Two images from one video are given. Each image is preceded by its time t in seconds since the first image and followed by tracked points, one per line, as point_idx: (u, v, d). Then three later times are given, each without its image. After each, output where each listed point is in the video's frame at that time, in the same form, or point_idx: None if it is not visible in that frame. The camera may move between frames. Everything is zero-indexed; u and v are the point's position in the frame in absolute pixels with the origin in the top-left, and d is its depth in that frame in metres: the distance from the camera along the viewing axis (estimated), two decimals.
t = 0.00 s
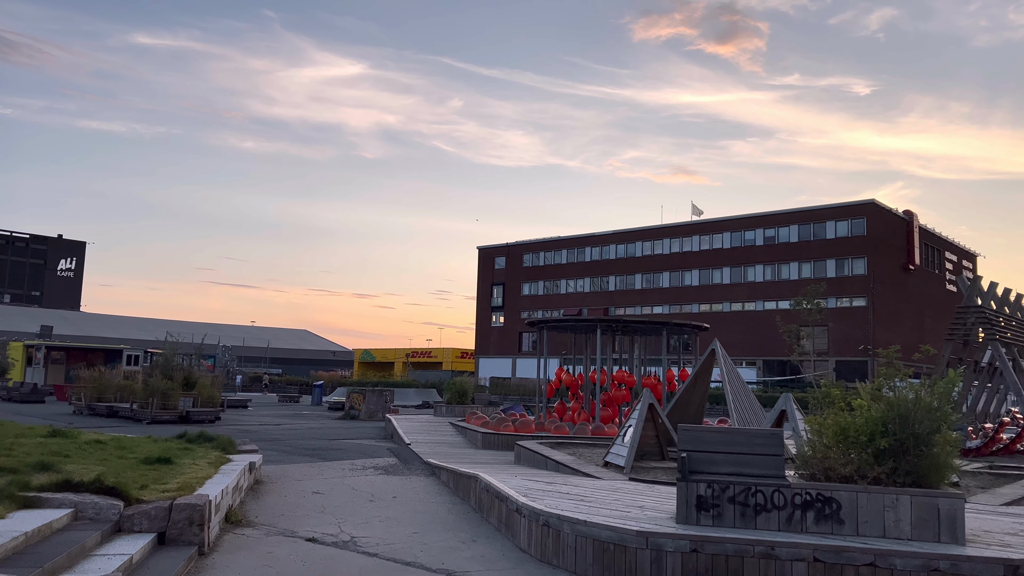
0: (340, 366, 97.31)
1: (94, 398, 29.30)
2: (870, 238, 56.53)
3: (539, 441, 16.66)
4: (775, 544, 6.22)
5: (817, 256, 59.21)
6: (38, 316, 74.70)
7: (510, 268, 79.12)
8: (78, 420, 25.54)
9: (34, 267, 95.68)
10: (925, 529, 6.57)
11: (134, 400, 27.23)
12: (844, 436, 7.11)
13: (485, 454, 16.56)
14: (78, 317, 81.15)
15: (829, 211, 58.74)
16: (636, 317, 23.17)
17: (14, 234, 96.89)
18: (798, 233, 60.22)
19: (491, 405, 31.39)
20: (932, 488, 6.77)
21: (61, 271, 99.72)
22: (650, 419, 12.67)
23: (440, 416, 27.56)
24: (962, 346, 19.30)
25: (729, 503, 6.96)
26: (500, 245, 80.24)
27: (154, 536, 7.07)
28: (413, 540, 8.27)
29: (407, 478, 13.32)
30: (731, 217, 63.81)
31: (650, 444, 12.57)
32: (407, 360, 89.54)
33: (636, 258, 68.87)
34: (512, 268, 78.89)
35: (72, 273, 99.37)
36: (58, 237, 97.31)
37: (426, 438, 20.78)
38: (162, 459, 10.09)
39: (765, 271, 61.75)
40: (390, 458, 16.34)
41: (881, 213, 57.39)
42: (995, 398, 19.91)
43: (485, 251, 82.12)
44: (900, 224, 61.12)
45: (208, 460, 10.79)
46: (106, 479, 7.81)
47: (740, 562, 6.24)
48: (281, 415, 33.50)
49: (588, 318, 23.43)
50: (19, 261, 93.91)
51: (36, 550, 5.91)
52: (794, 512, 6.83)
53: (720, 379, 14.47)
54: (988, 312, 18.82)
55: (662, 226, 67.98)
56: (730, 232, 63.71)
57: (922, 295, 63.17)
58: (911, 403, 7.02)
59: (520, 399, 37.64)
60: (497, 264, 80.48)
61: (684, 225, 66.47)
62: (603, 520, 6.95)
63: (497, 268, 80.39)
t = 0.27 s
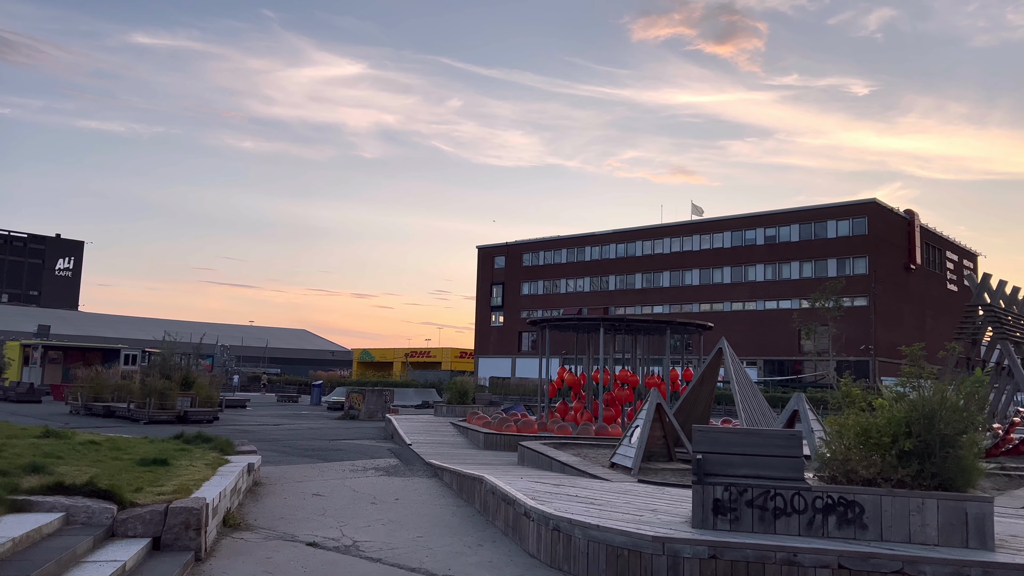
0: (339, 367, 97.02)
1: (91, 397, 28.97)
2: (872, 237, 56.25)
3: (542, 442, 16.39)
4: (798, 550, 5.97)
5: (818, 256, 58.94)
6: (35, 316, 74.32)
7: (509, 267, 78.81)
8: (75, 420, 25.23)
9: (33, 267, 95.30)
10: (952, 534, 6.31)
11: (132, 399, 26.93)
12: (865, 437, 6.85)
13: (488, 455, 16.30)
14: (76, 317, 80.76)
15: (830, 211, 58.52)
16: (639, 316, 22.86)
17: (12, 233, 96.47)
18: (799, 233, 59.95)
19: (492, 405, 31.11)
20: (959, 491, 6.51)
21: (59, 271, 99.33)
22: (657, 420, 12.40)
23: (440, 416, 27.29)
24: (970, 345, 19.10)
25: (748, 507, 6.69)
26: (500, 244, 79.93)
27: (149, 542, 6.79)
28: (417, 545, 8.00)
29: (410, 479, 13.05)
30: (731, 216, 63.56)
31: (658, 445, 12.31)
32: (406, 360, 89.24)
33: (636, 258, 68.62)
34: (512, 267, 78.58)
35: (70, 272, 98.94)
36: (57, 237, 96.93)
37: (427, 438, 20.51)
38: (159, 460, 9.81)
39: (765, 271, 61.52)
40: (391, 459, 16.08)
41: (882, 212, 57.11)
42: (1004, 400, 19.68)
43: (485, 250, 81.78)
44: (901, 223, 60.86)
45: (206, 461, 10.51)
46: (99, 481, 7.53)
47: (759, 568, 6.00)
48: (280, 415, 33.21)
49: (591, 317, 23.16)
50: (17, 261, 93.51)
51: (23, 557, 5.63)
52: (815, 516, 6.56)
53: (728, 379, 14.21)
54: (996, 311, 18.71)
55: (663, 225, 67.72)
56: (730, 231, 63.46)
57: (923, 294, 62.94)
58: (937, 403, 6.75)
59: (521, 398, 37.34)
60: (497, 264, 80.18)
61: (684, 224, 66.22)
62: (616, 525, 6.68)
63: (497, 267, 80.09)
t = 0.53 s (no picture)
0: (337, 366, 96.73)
1: (88, 397, 28.68)
2: (873, 236, 56.00)
3: (546, 442, 16.12)
4: (823, 557, 5.69)
5: (819, 255, 58.65)
6: (33, 315, 73.99)
7: (509, 267, 78.55)
8: (71, 420, 24.93)
9: (30, 266, 94.92)
10: (983, 540, 6.03)
11: (129, 399, 26.65)
12: (890, 438, 6.57)
13: (490, 456, 16.03)
14: (74, 316, 80.37)
15: (831, 210, 58.26)
16: (643, 315, 22.59)
17: (10, 232, 96.08)
18: (800, 232, 59.67)
19: (493, 405, 30.87)
20: (988, 495, 6.23)
21: (57, 270, 98.97)
22: (665, 420, 12.11)
23: (441, 416, 27.01)
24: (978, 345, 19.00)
25: (768, 512, 6.42)
26: (499, 243, 79.66)
27: (143, 547, 6.50)
28: (422, 550, 7.72)
29: (412, 480, 12.77)
30: (731, 215, 63.31)
31: (666, 445, 12.03)
32: (404, 360, 88.94)
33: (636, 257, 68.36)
34: (511, 267, 78.32)
35: (68, 272, 98.55)
36: (54, 236, 96.62)
37: (428, 438, 20.23)
38: (154, 461, 9.51)
39: (766, 270, 61.27)
40: (393, 459, 15.81)
41: (883, 211, 56.84)
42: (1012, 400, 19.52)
43: (484, 250, 81.50)
44: (902, 222, 60.59)
45: (203, 462, 10.24)
46: (91, 484, 7.24)
47: None
48: (279, 415, 32.91)
49: (594, 316, 22.88)
50: (15, 260, 93.12)
51: (7, 564, 5.34)
52: (839, 520, 6.28)
53: (737, 377, 13.91)
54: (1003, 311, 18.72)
55: (663, 224, 67.46)
56: (731, 231, 63.20)
57: (924, 294, 62.69)
58: (966, 403, 6.46)
59: (522, 398, 37.11)
60: (496, 263, 79.92)
61: (684, 223, 65.97)
62: (631, 530, 6.40)
63: (496, 267, 79.82)
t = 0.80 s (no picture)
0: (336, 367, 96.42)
1: (84, 398, 28.35)
2: (874, 236, 55.75)
3: (550, 445, 15.83)
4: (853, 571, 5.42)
5: (820, 255, 58.39)
6: (30, 315, 73.61)
7: (508, 267, 78.26)
8: (67, 422, 24.61)
9: (28, 266, 94.49)
10: (1016, 551, 5.78)
11: (125, 400, 26.33)
12: (919, 445, 6.28)
13: (494, 459, 15.76)
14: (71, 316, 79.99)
15: (832, 210, 58.05)
16: (646, 315, 22.31)
17: (7, 232, 95.64)
18: (801, 232, 59.43)
19: (493, 406, 30.60)
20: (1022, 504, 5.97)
21: (54, 270, 98.58)
22: (674, 424, 11.81)
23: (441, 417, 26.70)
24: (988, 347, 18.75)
25: (791, 521, 6.14)
26: (498, 243, 79.37)
27: (137, 558, 6.22)
28: (428, 559, 7.44)
29: (414, 485, 12.48)
30: (731, 215, 63.06)
31: (674, 449, 11.76)
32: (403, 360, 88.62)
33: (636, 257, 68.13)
34: (510, 267, 78.04)
35: (65, 272, 98.09)
36: (52, 236, 96.25)
37: (429, 440, 19.94)
38: (150, 466, 9.22)
39: (767, 270, 61.02)
40: (393, 463, 15.54)
41: (885, 210, 56.61)
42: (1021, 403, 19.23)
43: (482, 249, 81.19)
44: (904, 223, 60.36)
45: (200, 466, 9.97)
46: (84, 491, 6.96)
47: None
48: (277, 417, 32.60)
49: (596, 316, 22.58)
50: (12, 260, 92.69)
51: None
52: (865, 530, 6.01)
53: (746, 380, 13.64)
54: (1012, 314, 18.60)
55: (663, 224, 67.17)
56: (731, 230, 62.93)
57: (925, 294, 62.47)
58: (998, 408, 6.19)
59: (523, 399, 36.84)
60: (495, 263, 79.64)
61: (685, 223, 65.68)
62: (647, 541, 6.12)
63: (495, 267, 79.54)
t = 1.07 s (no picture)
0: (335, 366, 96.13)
1: (82, 397, 28.06)
2: (876, 235, 55.53)
3: (555, 444, 15.59)
4: None
5: (821, 254, 58.15)
6: (27, 314, 73.25)
7: (507, 266, 77.98)
8: (65, 421, 24.35)
9: (26, 266, 94.10)
10: None
11: (123, 399, 26.05)
12: (950, 444, 6.03)
13: (498, 458, 15.51)
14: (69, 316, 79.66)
15: (833, 209, 57.84)
16: (651, 313, 22.06)
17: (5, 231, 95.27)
18: (802, 230, 59.20)
19: (495, 404, 30.34)
20: None
21: (52, 269, 98.21)
22: (685, 423, 11.56)
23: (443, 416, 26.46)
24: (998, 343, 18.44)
25: (817, 523, 5.89)
26: (498, 242, 79.09)
27: (135, 562, 5.96)
28: (437, 562, 7.18)
29: (418, 484, 12.24)
30: (731, 214, 62.83)
31: (685, 448, 11.52)
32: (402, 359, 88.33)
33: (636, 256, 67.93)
34: (510, 266, 77.76)
35: (63, 271, 97.72)
36: (50, 235, 95.90)
37: (431, 439, 19.69)
38: (149, 466, 8.95)
39: (767, 269, 60.81)
40: (396, 462, 15.30)
41: (886, 209, 56.40)
42: None
43: (482, 248, 80.90)
44: (905, 222, 60.16)
45: (200, 466, 9.71)
46: (80, 492, 6.70)
47: None
48: (277, 416, 32.34)
49: (600, 314, 22.33)
50: (10, 259, 92.31)
51: None
52: (896, 533, 5.77)
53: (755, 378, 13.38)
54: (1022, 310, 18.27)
55: (663, 223, 66.93)
56: (731, 229, 62.71)
57: (926, 293, 62.30)
58: None
59: (524, 398, 36.57)
60: (494, 262, 79.36)
61: (685, 222, 65.46)
62: (668, 544, 5.86)
63: (495, 266, 79.26)
